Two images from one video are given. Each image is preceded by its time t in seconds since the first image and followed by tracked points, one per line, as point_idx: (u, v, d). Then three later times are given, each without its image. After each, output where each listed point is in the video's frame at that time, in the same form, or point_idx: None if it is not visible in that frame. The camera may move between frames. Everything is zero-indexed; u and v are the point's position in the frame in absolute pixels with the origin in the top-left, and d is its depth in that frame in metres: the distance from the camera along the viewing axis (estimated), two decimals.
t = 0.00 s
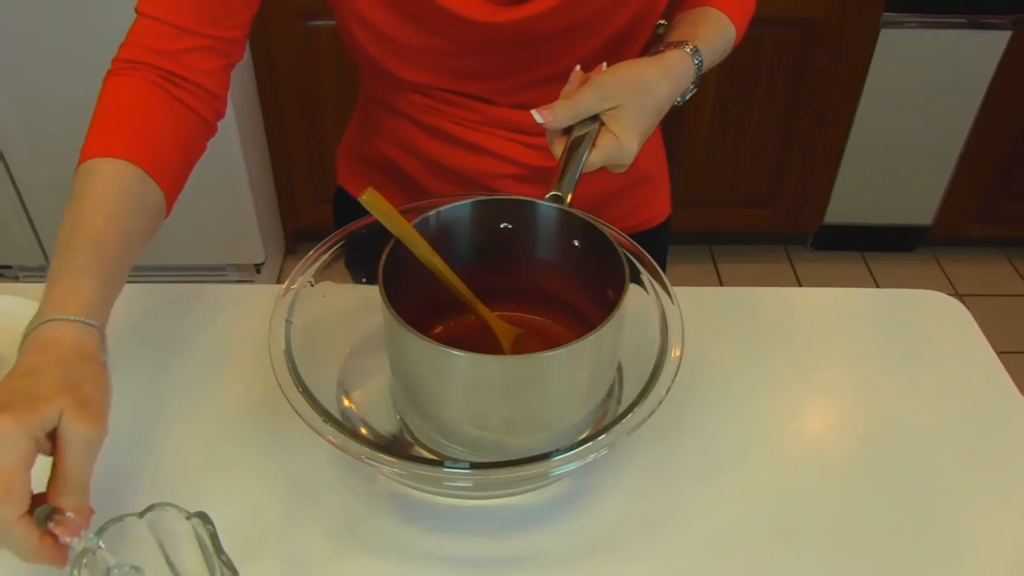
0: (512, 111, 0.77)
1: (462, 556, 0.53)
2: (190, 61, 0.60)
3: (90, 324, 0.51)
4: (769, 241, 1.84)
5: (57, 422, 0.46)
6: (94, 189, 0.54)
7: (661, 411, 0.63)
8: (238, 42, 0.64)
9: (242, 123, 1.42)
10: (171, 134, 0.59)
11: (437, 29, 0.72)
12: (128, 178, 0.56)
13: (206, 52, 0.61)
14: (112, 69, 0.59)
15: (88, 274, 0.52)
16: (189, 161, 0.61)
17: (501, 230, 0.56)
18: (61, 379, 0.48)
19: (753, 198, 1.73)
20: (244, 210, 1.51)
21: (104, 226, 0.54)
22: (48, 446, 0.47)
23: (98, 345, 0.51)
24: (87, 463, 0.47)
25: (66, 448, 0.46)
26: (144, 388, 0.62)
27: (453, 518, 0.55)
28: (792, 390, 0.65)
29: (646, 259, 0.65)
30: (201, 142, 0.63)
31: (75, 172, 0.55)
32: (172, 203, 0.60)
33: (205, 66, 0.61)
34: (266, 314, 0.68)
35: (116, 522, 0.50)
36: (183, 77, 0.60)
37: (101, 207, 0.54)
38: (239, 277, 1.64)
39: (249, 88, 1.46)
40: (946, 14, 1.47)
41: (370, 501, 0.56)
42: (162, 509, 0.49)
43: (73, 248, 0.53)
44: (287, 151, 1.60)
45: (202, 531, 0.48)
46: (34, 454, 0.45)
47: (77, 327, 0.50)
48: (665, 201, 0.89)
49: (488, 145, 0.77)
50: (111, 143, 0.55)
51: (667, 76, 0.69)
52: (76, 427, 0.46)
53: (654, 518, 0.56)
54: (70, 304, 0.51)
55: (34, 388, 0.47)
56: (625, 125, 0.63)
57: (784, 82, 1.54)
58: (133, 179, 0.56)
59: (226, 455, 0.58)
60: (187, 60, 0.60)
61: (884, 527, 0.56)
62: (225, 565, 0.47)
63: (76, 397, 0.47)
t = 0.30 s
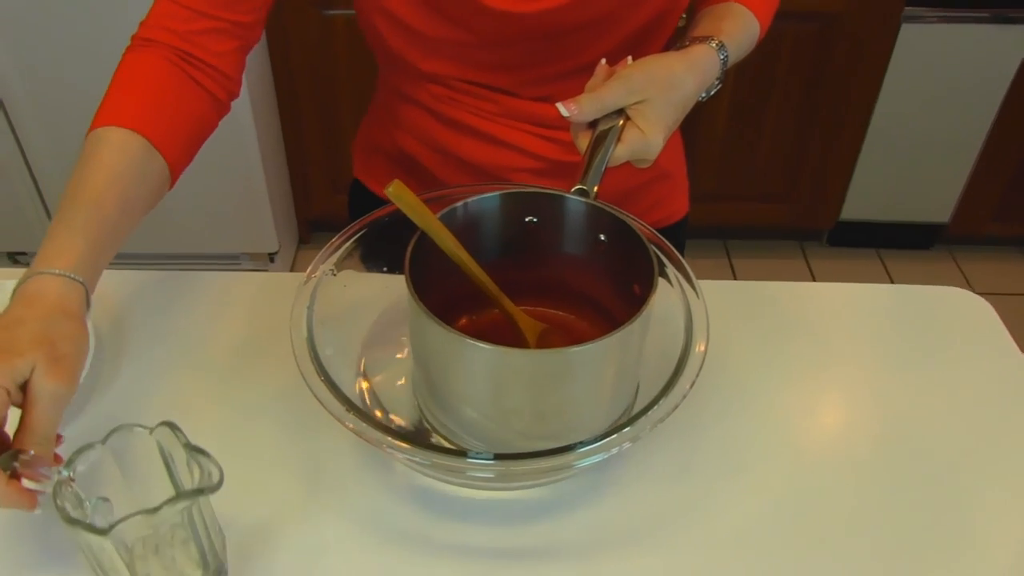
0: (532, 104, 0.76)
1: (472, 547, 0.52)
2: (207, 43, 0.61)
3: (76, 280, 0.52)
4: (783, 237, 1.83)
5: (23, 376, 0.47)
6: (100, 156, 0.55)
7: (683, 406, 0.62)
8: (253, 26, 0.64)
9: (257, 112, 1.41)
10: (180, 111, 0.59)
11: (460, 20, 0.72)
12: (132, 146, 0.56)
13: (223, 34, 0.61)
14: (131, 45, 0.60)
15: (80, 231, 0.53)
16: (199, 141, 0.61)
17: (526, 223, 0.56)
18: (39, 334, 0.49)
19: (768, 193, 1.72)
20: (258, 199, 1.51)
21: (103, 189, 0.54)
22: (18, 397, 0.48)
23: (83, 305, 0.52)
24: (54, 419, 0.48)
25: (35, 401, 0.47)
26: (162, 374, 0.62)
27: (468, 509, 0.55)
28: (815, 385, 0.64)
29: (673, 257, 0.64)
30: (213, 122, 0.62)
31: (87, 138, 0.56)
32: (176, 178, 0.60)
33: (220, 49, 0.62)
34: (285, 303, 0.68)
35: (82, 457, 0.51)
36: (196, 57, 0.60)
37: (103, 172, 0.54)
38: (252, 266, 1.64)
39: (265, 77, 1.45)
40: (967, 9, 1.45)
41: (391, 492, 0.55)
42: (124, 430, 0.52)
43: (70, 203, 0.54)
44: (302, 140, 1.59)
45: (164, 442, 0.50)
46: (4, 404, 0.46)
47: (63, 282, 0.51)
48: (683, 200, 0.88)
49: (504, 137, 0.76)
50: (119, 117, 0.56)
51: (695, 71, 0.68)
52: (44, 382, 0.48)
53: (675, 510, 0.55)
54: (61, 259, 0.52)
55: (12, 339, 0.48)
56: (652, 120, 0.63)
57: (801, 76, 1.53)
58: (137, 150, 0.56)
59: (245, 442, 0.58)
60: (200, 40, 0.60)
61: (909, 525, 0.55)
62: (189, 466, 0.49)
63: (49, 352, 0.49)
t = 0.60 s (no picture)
0: (560, 93, 0.76)
1: (496, 534, 0.52)
2: (240, 24, 0.60)
3: (104, 248, 0.52)
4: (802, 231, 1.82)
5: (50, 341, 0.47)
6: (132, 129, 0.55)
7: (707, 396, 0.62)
8: (286, 5, 0.63)
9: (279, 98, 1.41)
10: (213, 89, 0.58)
11: (487, 7, 0.71)
12: (162, 118, 0.56)
13: (256, 15, 0.61)
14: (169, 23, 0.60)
15: (110, 200, 0.53)
16: (229, 119, 0.61)
17: (550, 208, 0.56)
18: (65, 299, 0.49)
19: (789, 185, 1.71)
20: (278, 185, 1.51)
21: (133, 159, 0.54)
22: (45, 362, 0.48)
23: (109, 272, 0.52)
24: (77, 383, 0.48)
25: (60, 365, 0.48)
26: (186, 357, 0.62)
27: (485, 493, 0.55)
28: (840, 378, 0.64)
29: (702, 246, 0.64)
30: (245, 101, 0.62)
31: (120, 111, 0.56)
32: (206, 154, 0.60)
33: (253, 30, 0.61)
34: (308, 288, 0.68)
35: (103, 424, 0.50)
36: (229, 37, 0.60)
37: (133, 143, 0.54)
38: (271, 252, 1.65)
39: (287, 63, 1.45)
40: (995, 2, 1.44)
41: (414, 478, 0.55)
42: (146, 398, 0.51)
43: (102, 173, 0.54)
44: (322, 127, 1.59)
45: (182, 413, 0.50)
46: (31, 369, 0.47)
47: (93, 249, 0.52)
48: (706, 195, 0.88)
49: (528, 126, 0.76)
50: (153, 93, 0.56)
51: (723, 60, 0.67)
52: (71, 349, 0.48)
53: (699, 501, 0.55)
54: (90, 226, 0.52)
55: (39, 305, 0.48)
56: (678, 109, 0.62)
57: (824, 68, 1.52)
58: (167, 123, 0.56)
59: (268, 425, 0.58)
60: (234, 21, 0.60)
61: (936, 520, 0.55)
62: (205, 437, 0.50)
63: (77, 318, 0.49)
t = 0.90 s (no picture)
0: (588, 82, 0.75)
1: (526, 522, 0.52)
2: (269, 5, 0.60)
3: (134, 226, 0.52)
4: (824, 224, 1.81)
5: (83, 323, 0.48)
6: (160, 109, 0.55)
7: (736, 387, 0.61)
8: None
9: (300, 85, 1.41)
10: (244, 71, 0.58)
11: None
12: (191, 99, 0.56)
13: None
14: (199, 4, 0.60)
15: (141, 180, 0.54)
16: (260, 99, 0.61)
17: (577, 192, 0.55)
18: (98, 281, 0.50)
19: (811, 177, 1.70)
20: (300, 171, 1.51)
21: (163, 139, 0.55)
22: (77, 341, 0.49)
23: (140, 250, 0.53)
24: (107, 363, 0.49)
25: (93, 345, 0.48)
26: (213, 340, 0.62)
27: (513, 480, 0.54)
28: (869, 371, 0.63)
29: (737, 238, 0.64)
30: (275, 82, 0.62)
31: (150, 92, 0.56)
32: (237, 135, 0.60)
33: (283, 11, 0.61)
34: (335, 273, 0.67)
35: (133, 407, 0.51)
36: (259, 16, 0.59)
37: (164, 123, 0.55)
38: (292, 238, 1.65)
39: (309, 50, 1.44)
40: None
41: (440, 465, 0.55)
42: (176, 380, 0.51)
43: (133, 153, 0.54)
44: (343, 114, 1.59)
45: (211, 395, 0.50)
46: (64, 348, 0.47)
47: (123, 227, 0.52)
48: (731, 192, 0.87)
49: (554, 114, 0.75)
50: (185, 75, 0.56)
51: (755, 49, 0.66)
52: (104, 330, 0.48)
53: (728, 492, 0.54)
54: (120, 205, 0.53)
55: (72, 285, 0.49)
56: (710, 94, 0.62)
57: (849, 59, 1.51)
58: (196, 102, 0.56)
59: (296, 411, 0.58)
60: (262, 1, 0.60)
61: (967, 517, 0.54)
62: (234, 421, 0.50)
63: (109, 300, 0.49)
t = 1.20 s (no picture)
0: (610, 69, 0.75)
1: (546, 509, 0.52)
2: None
3: (172, 195, 0.55)
4: (841, 216, 1.80)
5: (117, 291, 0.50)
6: (197, 88, 0.57)
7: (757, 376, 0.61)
8: None
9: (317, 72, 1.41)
10: (276, 52, 0.60)
11: None
12: (224, 77, 0.58)
13: None
14: None
15: (178, 151, 0.56)
16: (292, 80, 0.62)
17: (603, 178, 0.55)
18: (133, 251, 0.52)
19: (829, 169, 1.69)
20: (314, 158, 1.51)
21: (197, 116, 0.57)
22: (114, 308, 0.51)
23: (178, 219, 0.55)
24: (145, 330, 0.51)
25: (127, 311, 0.50)
26: (233, 324, 0.62)
27: (534, 467, 0.54)
28: (893, 363, 0.62)
29: (759, 226, 0.64)
30: (309, 61, 0.64)
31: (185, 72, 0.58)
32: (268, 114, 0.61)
33: None
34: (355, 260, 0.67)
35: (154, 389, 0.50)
36: None
37: (199, 98, 0.57)
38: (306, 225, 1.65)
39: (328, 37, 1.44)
40: None
41: (461, 452, 0.55)
42: (196, 363, 0.51)
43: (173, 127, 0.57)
44: (359, 101, 1.59)
45: (233, 378, 0.50)
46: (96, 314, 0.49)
47: (161, 196, 0.55)
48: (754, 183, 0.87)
49: (574, 101, 0.75)
50: (219, 55, 0.58)
51: (781, 36, 0.66)
52: (138, 297, 0.50)
53: (748, 480, 0.54)
54: (159, 174, 0.55)
55: (110, 253, 0.51)
56: (736, 82, 0.61)
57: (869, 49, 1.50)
58: (228, 79, 0.58)
59: (315, 395, 0.57)
60: None
61: (990, 512, 0.53)
62: (255, 405, 0.49)
63: (144, 268, 0.52)
